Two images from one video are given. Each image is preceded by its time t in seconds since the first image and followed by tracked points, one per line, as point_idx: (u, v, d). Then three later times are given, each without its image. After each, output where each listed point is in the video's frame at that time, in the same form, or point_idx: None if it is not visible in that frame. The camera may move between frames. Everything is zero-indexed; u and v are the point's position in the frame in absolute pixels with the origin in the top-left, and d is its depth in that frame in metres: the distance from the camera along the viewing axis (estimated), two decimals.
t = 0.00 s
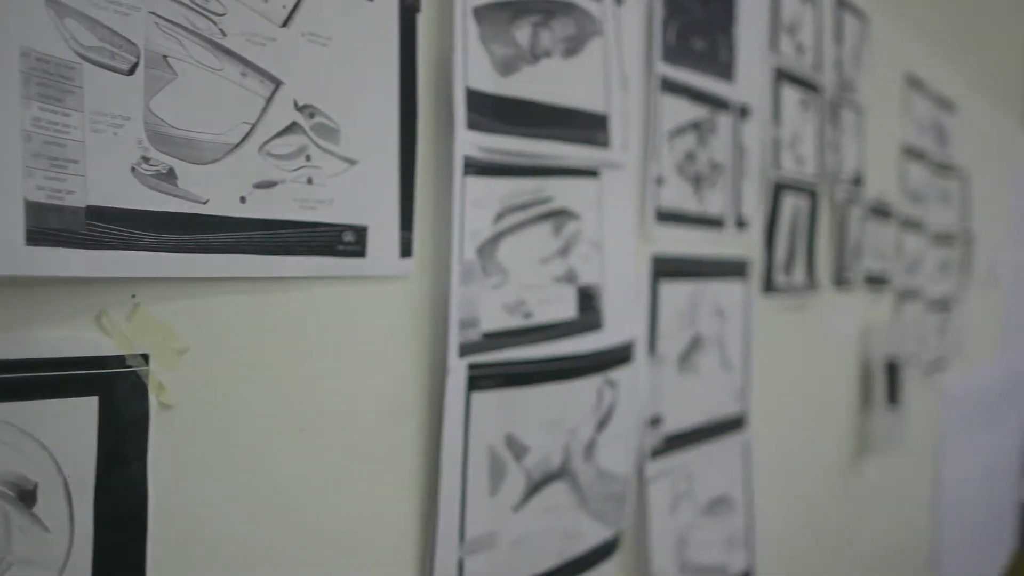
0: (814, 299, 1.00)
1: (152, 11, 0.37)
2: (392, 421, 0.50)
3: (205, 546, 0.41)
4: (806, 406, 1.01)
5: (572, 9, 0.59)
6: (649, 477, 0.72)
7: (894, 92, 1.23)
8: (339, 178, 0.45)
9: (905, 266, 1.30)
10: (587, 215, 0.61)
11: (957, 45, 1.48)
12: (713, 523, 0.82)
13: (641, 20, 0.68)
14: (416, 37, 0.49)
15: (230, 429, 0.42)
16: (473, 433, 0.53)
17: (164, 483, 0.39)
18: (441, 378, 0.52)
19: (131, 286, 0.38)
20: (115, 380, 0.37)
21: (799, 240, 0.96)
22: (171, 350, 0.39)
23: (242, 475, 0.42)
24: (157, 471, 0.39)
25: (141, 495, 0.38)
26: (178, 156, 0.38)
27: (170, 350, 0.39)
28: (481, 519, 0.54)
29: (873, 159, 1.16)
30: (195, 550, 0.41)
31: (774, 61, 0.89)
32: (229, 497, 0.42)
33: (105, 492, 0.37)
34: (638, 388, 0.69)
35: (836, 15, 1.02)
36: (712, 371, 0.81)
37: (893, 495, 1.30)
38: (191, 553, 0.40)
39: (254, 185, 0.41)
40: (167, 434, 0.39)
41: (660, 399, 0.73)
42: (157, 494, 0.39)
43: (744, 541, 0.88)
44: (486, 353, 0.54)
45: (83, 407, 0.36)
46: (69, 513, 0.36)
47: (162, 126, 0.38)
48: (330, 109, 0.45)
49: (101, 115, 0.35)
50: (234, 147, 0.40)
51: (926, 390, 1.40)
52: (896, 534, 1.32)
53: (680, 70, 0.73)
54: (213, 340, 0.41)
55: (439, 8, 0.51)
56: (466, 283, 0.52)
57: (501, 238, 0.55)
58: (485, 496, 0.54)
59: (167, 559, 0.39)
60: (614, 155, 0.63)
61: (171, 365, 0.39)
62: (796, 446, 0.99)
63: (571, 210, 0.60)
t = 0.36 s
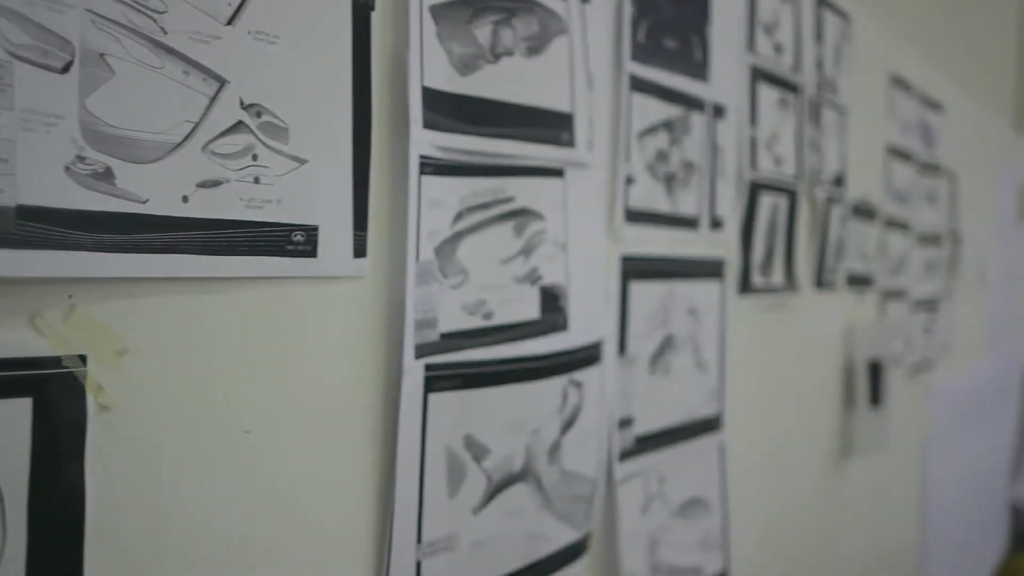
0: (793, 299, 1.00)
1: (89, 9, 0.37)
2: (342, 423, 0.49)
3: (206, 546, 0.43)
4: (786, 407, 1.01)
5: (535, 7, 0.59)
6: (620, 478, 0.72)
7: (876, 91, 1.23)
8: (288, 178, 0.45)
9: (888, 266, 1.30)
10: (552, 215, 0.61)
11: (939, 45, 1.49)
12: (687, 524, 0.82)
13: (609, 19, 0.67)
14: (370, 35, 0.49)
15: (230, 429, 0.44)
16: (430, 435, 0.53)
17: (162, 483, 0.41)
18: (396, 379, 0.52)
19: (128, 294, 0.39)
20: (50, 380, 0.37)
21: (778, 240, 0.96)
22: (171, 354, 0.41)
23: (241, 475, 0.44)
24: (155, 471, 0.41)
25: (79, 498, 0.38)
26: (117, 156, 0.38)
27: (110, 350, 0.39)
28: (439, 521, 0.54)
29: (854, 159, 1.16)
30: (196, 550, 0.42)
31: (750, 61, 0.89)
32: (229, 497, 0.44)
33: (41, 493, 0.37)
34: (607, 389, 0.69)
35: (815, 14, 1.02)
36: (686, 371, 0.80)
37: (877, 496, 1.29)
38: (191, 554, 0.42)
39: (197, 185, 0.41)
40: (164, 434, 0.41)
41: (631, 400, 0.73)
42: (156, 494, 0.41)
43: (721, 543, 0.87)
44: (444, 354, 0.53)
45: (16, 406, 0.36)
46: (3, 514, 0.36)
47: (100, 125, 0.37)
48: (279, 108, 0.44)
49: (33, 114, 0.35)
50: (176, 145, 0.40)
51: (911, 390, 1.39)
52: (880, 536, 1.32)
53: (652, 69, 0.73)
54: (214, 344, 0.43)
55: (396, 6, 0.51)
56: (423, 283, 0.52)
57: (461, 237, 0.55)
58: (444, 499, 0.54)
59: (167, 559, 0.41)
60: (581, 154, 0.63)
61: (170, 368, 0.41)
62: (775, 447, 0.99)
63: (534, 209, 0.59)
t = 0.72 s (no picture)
0: (774, 300, 1.00)
1: (30, 7, 0.37)
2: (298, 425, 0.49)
3: (206, 545, 0.45)
4: (766, 407, 1.01)
5: (501, 6, 0.58)
6: (592, 479, 0.71)
7: (861, 90, 1.23)
8: (239, 177, 0.44)
9: (874, 266, 1.30)
10: (518, 215, 0.60)
11: (925, 44, 1.49)
12: (663, 525, 0.82)
13: (579, 18, 0.67)
14: (328, 34, 0.48)
15: (230, 430, 0.45)
16: (392, 436, 0.52)
17: (162, 483, 0.43)
18: (355, 380, 0.51)
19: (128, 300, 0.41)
20: None
21: (757, 240, 0.95)
22: (172, 358, 0.43)
23: (241, 476, 0.46)
24: (155, 472, 0.42)
25: (23, 499, 0.37)
26: (61, 155, 0.38)
27: (55, 351, 0.38)
28: (402, 522, 0.53)
29: (838, 159, 1.16)
30: (196, 549, 0.44)
31: (729, 61, 0.88)
32: (228, 497, 0.46)
33: None
34: (577, 390, 0.68)
35: (797, 14, 1.02)
36: (661, 372, 0.80)
37: (862, 496, 1.29)
38: (191, 553, 0.44)
39: (144, 185, 0.41)
40: (164, 435, 0.43)
41: (604, 401, 0.73)
42: (156, 494, 0.42)
43: (700, 544, 0.87)
44: (405, 355, 0.53)
45: None
46: None
47: (42, 125, 0.37)
48: (231, 107, 0.44)
49: None
50: (123, 145, 0.40)
51: (896, 391, 1.39)
52: (865, 536, 1.32)
53: (625, 68, 0.73)
54: (215, 348, 0.45)
55: (356, 4, 0.50)
56: (384, 284, 0.52)
57: (424, 237, 0.54)
58: (408, 500, 0.54)
59: (167, 558, 0.43)
60: (549, 153, 0.62)
61: (171, 370, 0.43)
62: (754, 448, 0.99)
63: (500, 209, 0.59)
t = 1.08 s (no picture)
0: (759, 300, 1.00)
1: None
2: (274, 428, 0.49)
3: (206, 545, 0.46)
4: (750, 407, 1.01)
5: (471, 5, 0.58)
6: (569, 480, 0.71)
7: (848, 90, 1.23)
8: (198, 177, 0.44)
9: (863, 266, 1.29)
10: (490, 215, 0.60)
11: (913, 44, 1.48)
12: (643, 525, 0.82)
13: (553, 17, 0.67)
14: (292, 33, 0.48)
15: (231, 429, 0.47)
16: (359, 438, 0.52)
17: (162, 483, 0.44)
18: (321, 381, 0.51)
19: (129, 302, 0.42)
20: None
21: (741, 240, 0.95)
22: (172, 360, 0.44)
23: (240, 475, 0.47)
24: (155, 473, 0.43)
25: None
26: (13, 155, 0.37)
27: (8, 351, 0.38)
28: (370, 524, 0.53)
29: (824, 159, 1.16)
30: (196, 550, 0.45)
31: (712, 60, 0.88)
32: (228, 498, 0.47)
33: None
34: (553, 390, 0.68)
35: (781, 13, 1.02)
36: (641, 372, 0.80)
37: (850, 497, 1.29)
38: (191, 553, 0.45)
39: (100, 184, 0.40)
40: (165, 435, 0.44)
41: (581, 402, 0.72)
42: (156, 494, 0.44)
43: (683, 545, 0.87)
44: (373, 356, 0.53)
45: None
46: None
47: None
48: (190, 106, 0.44)
49: None
50: (78, 144, 0.39)
51: (884, 391, 1.39)
52: (853, 536, 1.32)
53: (602, 67, 0.72)
54: (215, 349, 0.46)
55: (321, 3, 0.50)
56: (350, 285, 0.51)
57: (392, 237, 0.54)
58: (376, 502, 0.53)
59: (168, 558, 0.44)
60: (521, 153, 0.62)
61: (171, 370, 0.44)
62: (737, 449, 0.99)
63: (470, 209, 0.59)
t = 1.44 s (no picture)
0: (745, 300, 0.99)
1: None
2: (250, 428, 0.49)
3: (206, 546, 0.47)
4: (736, 407, 1.01)
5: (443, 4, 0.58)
6: (546, 481, 0.71)
7: (836, 89, 1.23)
8: (161, 177, 0.44)
9: (852, 266, 1.29)
10: (462, 215, 0.60)
11: (902, 44, 1.48)
12: (626, 526, 0.81)
13: (529, 16, 0.67)
14: (257, 32, 0.48)
15: (229, 429, 0.48)
16: (327, 438, 0.52)
17: (162, 483, 0.45)
18: (287, 381, 0.51)
19: (128, 304, 0.43)
20: None
21: (725, 239, 0.95)
22: (171, 361, 0.45)
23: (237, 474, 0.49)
24: (155, 473, 0.45)
25: None
26: None
27: None
28: (339, 525, 0.53)
29: (811, 158, 1.15)
30: (195, 549, 0.47)
31: (695, 60, 0.88)
32: (226, 498, 0.48)
33: None
34: (530, 391, 0.68)
35: (767, 12, 1.01)
36: (623, 372, 0.80)
37: (839, 496, 1.29)
38: (191, 553, 0.47)
39: (57, 184, 0.40)
40: (164, 435, 0.45)
41: (560, 402, 0.72)
42: (156, 493, 0.45)
43: (666, 546, 0.87)
44: (342, 356, 0.52)
45: None
46: None
47: None
48: (150, 106, 0.43)
49: None
50: (34, 143, 0.39)
51: (873, 391, 1.39)
52: (843, 535, 1.31)
53: (581, 66, 0.72)
54: (211, 349, 0.47)
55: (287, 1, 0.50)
56: (319, 285, 0.51)
57: (362, 237, 0.54)
58: (346, 503, 0.53)
59: (167, 557, 0.46)
60: (496, 152, 0.62)
61: (171, 371, 0.45)
62: (722, 450, 0.99)
63: (443, 209, 0.58)
